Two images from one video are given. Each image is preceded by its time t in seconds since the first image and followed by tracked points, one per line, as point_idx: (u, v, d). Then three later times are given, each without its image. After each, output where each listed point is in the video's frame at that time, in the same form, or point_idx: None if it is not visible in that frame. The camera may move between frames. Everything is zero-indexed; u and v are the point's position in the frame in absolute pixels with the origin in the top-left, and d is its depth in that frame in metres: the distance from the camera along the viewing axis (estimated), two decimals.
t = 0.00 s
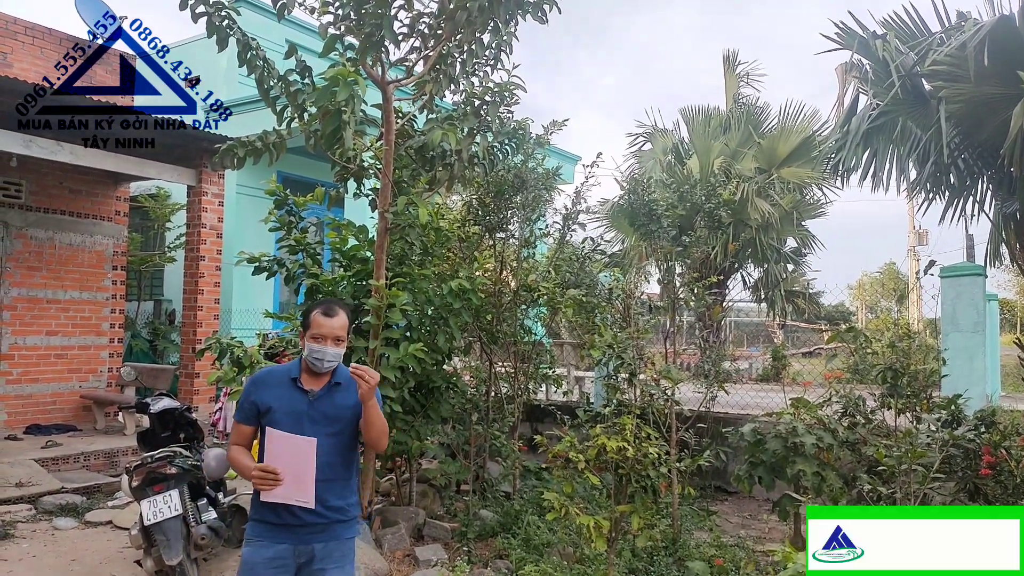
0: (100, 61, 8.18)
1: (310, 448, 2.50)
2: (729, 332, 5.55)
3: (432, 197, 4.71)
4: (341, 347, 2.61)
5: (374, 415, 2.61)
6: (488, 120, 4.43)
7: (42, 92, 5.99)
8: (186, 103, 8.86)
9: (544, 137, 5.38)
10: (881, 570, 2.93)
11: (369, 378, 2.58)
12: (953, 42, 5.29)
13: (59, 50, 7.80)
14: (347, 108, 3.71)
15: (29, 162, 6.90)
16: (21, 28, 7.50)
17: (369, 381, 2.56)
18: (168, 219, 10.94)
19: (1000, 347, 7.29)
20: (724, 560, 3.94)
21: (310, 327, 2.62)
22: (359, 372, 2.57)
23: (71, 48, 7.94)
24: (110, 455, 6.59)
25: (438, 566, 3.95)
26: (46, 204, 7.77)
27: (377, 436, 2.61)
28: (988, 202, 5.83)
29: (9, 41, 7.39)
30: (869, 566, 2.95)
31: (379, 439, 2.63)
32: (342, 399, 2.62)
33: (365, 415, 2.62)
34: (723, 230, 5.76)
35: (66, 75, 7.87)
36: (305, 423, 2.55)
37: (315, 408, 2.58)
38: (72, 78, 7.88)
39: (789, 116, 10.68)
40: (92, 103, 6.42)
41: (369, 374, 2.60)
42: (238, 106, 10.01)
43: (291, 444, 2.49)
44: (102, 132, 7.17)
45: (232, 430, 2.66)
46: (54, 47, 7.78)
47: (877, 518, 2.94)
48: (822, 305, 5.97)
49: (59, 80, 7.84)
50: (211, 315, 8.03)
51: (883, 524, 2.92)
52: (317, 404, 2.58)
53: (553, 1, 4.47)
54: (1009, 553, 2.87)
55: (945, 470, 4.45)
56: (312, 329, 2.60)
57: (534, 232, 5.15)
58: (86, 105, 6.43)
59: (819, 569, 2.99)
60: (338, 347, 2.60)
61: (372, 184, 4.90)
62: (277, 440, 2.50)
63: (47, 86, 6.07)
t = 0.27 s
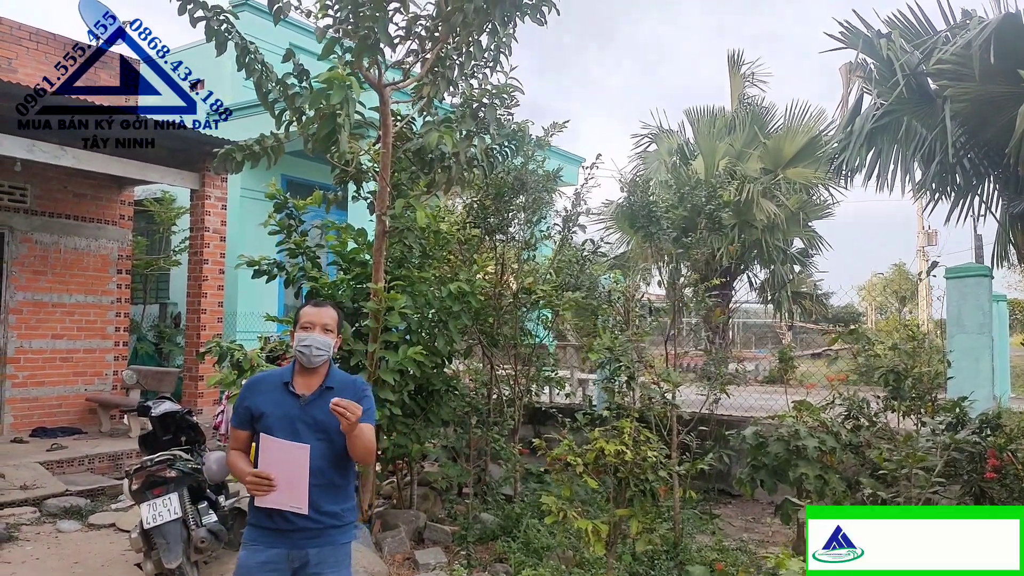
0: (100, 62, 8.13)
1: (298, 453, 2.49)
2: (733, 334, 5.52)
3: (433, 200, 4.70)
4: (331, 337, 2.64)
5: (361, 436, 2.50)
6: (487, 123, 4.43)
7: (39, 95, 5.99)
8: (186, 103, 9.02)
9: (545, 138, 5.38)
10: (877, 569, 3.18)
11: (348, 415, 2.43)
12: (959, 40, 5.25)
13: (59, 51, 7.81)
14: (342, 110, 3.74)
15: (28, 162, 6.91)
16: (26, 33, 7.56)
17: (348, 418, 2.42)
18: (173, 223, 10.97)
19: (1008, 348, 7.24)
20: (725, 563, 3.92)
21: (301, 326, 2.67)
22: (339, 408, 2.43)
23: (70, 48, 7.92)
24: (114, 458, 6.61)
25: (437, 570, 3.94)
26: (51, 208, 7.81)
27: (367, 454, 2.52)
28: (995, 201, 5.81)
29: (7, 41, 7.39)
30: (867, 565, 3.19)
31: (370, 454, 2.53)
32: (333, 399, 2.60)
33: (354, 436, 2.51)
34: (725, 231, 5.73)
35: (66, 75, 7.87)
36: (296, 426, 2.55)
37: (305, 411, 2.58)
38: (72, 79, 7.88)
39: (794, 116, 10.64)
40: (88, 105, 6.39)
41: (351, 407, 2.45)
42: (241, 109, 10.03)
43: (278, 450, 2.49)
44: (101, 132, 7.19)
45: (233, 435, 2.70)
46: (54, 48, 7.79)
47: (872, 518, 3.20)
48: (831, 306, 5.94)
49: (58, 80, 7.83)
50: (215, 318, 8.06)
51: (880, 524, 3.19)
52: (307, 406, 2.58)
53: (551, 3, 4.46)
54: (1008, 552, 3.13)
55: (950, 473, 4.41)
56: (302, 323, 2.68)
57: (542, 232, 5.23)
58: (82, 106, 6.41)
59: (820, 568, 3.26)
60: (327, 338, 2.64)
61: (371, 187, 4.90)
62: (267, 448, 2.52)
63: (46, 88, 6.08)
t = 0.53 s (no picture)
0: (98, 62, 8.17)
1: (292, 442, 2.49)
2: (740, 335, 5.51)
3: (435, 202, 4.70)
4: (329, 333, 2.65)
5: (357, 417, 2.50)
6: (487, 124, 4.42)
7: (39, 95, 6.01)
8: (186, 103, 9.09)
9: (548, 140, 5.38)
10: (877, 569, 3.29)
11: (344, 387, 2.41)
12: (965, 40, 5.23)
13: (60, 51, 7.85)
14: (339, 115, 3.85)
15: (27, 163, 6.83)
16: (37, 38, 7.70)
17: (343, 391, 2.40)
18: (181, 225, 11.03)
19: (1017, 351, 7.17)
20: (726, 567, 3.91)
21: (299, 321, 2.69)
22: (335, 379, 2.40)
23: (70, 48, 7.96)
24: (120, 458, 6.65)
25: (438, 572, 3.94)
26: (59, 211, 7.86)
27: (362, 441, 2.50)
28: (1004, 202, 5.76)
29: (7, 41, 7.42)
30: (868, 565, 3.30)
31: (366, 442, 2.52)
32: (331, 395, 2.59)
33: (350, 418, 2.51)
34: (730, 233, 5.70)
35: (66, 75, 7.91)
36: (294, 421, 2.55)
37: (302, 406, 2.58)
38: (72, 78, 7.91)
39: (802, 116, 10.58)
40: (88, 106, 6.37)
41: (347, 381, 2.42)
42: (248, 111, 10.08)
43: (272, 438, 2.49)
44: (101, 132, 7.09)
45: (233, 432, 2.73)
46: (54, 47, 7.83)
47: (871, 519, 3.33)
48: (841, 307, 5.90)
49: (58, 80, 7.87)
50: (221, 319, 8.10)
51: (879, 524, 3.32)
52: (304, 401, 2.58)
53: (553, 5, 4.46)
54: (1008, 552, 3.23)
55: (955, 477, 4.38)
56: (303, 319, 2.67)
57: (544, 234, 5.19)
58: (81, 107, 6.38)
59: (821, 568, 3.40)
60: (324, 334, 2.64)
61: (374, 190, 4.91)
62: (261, 437, 2.52)
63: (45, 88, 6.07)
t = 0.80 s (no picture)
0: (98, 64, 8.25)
1: (299, 444, 2.42)
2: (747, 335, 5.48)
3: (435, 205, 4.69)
4: (327, 334, 2.63)
5: (357, 460, 2.47)
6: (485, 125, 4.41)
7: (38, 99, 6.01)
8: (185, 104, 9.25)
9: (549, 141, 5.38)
10: (876, 568, 3.40)
11: (331, 461, 2.41)
12: (970, 36, 5.16)
13: (60, 51, 7.93)
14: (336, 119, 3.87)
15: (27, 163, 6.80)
16: (43, 41, 7.83)
17: (330, 464, 2.40)
18: (188, 227, 11.09)
19: None
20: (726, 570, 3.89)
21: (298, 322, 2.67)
22: (319, 458, 2.41)
23: (70, 48, 8.03)
24: (126, 459, 6.68)
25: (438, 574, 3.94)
26: (66, 213, 7.92)
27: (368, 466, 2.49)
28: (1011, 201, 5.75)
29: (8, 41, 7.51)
30: (869, 564, 3.40)
31: (371, 465, 2.50)
32: (333, 395, 2.56)
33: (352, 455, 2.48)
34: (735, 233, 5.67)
35: (65, 75, 7.98)
36: (297, 422, 2.50)
37: (305, 407, 2.54)
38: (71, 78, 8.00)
39: (810, 115, 10.51)
40: (87, 108, 6.35)
41: (332, 452, 2.43)
42: (254, 113, 10.12)
43: (277, 441, 2.42)
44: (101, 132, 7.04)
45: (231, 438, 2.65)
46: (55, 48, 7.92)
47: (872, 519, 3.43)
48: (852, 307, 5.86)
49: (57, 80, 7.93)
50: (227, 321, 8.12)
51: (879, 524, 3.42)
52: (307, 402, 2.54)
53: (552, 6, 4.45)
54: (1008, 553, 3.36)
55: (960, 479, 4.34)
56: (299, 320, 2.67)
57: (547, 234, 5.18)
58: (80, 108, 6.37)
59: (821, 567, 3.48)
60: (324, 334, 2.63)
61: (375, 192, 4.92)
62: (262, 439, 2.44)
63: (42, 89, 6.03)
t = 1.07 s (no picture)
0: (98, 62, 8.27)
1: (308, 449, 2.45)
2: (755, 335, 5.45)
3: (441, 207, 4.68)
4: (332, 335, 2.62)
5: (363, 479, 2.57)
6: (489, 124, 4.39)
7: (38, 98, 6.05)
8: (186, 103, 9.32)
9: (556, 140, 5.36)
10: (875, 568, 3.45)
11: (339, 503, 2.50)
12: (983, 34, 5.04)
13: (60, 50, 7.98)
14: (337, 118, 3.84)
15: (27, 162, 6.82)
16: (56, 42, 8.00)
17: (342, 508, 2.50)
18: (199, 225, 11.15)
19: None
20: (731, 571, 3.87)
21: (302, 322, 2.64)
22: (328, 505, 2.48)
23: (71, 48, 8.08)
24: (135, 456, 6.73)
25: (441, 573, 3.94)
26: (76, 211, 7.97)
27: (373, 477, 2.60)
28: None
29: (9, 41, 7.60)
30: (868, 564, 3.44)
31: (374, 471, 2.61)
32: (338, 397, 2.56)
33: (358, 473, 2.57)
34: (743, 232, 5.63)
35: (66, 75, 8.04)
36: (302, 425, 2.50)
37: (310, 408, 2.53)
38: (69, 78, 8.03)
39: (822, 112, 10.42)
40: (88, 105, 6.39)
41: (340, 494, 2.50)
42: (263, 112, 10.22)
43: (287, 450, 2.43)
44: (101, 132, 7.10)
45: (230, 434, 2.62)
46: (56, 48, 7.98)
47: (872, 519, 3.47)
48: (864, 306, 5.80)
49: (58, 80, 8.00)
50: (235, 319, 8.16)
51: (878, 525, 3.47)
52: (312, 403, 2.53)
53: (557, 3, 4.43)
54: (1008, 552, 3.43)
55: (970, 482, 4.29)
56: (304, 320, 2.64)
57: (554, 233, 5.17)
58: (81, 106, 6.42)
59: (821, 567, 3.51)
60: (328, 335, 2.61)
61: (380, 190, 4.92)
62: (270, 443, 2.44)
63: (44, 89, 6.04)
